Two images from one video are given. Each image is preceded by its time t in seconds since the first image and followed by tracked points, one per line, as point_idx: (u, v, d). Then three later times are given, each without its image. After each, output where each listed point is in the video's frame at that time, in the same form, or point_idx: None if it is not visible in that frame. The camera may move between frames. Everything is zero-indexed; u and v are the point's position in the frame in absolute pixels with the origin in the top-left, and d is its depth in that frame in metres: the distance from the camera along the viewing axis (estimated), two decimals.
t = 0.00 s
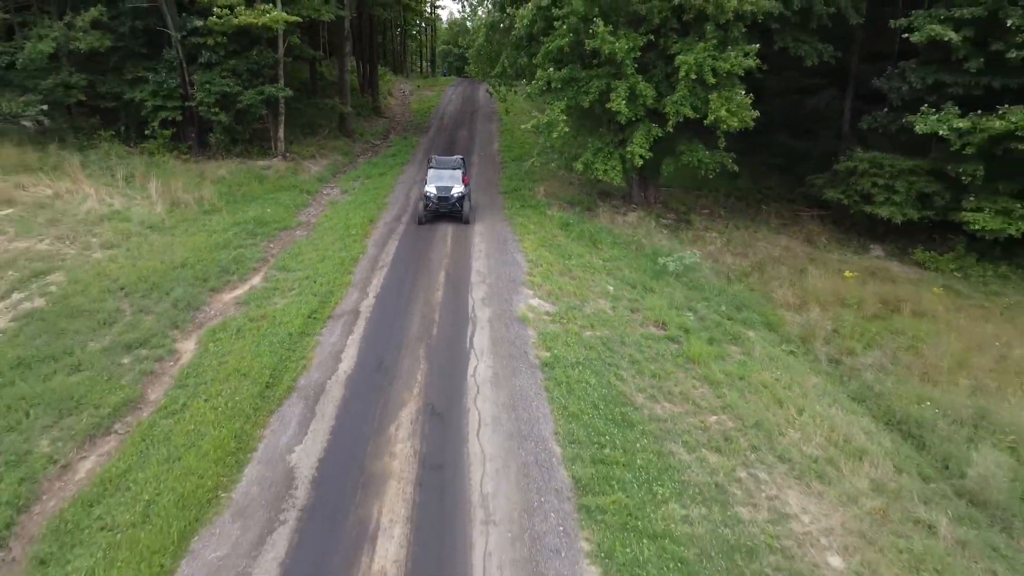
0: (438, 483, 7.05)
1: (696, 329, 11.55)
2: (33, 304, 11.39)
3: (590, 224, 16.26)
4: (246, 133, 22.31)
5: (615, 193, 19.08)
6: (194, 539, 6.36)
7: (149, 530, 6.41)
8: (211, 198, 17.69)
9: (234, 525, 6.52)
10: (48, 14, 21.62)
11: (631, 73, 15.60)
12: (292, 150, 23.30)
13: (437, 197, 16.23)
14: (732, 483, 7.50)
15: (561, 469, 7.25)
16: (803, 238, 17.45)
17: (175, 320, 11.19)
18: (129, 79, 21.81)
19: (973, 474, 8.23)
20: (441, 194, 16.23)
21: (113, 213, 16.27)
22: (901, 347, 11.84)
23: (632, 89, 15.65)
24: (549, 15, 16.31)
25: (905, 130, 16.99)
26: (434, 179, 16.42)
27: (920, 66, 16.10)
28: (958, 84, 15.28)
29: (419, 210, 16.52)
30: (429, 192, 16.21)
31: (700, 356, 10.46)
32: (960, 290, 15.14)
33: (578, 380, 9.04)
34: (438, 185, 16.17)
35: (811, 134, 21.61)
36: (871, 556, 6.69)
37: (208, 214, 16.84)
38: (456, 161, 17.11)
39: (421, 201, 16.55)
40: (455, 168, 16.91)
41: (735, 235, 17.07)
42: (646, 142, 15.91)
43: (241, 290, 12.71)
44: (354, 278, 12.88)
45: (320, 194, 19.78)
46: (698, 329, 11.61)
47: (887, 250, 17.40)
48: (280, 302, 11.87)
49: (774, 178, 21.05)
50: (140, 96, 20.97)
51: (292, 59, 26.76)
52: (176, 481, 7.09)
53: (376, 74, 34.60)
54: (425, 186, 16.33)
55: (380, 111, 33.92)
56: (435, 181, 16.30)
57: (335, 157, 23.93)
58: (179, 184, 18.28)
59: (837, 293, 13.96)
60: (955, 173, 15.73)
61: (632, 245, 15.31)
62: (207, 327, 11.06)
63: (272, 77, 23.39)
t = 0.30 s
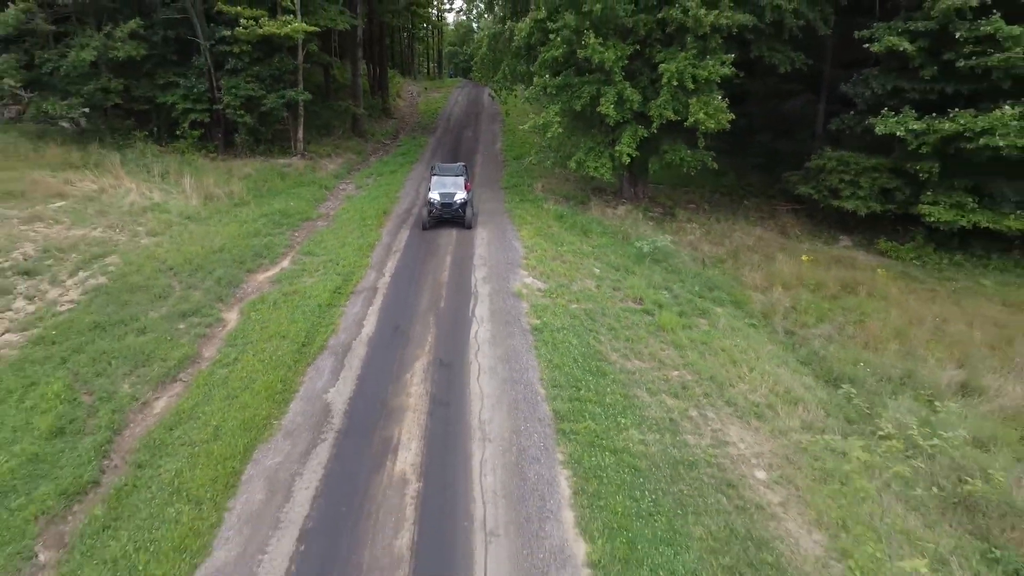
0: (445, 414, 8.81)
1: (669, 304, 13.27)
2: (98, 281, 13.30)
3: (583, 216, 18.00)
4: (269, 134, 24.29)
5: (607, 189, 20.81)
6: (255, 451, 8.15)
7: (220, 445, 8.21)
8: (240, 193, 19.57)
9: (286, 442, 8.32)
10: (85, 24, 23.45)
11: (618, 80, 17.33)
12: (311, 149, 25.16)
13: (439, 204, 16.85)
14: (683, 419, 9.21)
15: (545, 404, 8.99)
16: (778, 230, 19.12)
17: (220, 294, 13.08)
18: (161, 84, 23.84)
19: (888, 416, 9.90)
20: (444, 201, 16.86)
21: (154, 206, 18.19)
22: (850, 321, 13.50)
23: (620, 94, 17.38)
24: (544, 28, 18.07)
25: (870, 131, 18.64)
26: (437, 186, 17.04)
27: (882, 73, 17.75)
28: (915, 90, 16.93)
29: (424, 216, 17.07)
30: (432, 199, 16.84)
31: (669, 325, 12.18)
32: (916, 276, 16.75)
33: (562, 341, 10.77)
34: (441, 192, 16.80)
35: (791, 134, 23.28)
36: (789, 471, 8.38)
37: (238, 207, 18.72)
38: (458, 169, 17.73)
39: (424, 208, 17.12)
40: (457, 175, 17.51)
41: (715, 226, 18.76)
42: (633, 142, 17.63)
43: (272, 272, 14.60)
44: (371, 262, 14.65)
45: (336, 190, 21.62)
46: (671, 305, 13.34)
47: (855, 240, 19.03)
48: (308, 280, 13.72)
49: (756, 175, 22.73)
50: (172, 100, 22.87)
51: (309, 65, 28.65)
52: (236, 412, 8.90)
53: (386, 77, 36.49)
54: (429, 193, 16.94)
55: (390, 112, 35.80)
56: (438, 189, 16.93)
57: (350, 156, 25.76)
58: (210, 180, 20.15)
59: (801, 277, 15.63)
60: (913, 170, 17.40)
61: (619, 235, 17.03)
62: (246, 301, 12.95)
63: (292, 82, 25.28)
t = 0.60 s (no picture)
0: (454, 368, 10.60)
1: (652, 285, 14.99)
2: (150, 263, 15.21)
3: (580, 210, 19.74)
4: (291, 134, 26.54)
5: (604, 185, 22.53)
6: (299, 394, 9.98)
7: (270, 389, 10.03)
8: (268, 188, 21.47)
9: (323, 388, 10.13)
10: (122, 33, 25.35)
11: (612, 85, 19.06)
12: (329, 148, 27.06)
13: (445, 210, 17.39)
14: (655, 374, 10.94)
15: (537, 360, 10.77)
16: (760, 222, 20.74)
17: (258, 275, 14.97)
18: (192, 88, 25.94)
19: (832, 375, 11.58)
20: (449, 207, 17.40)
21: (190, 199, 20.11)
22: (814, 301, 15.15)
23: (613, 98, 19.10)
24: (544, 38, 19.80)
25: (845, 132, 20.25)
26: (443, 193, 17.57)
27: (854, 79, 19.37)
28: (883, 94, 18.56)
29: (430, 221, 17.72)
30: (438, 205, 17.37)
31: (651, 302, 13.88)
32: (883, 264, 18.34)
33: (554, 313, 12.52)
34: (447, 198, 17.32)
35: (777, 135, 24.91)
36: (738, 413, 10.07)
37: (266, 201, 20.62)
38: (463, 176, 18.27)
39: (431, 213, 17.67)
40: (462, 182, 18.06)
41: (701, 219, 20.43)
42: (625, 142, 19.35)
43: (301, 257, 16.49)
44: (388, 250, 16.45)
45: (353, 186, 23.47)
46: (655, 285, 15.05)
47: (831, 232, 20.63)
48: (333, 263, 15.57)
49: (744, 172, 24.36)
50: (205, 104, 24.96)
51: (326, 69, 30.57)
52: (281, 366, 10.71)
53: (397, 79, 38.37)
54: (435, 200, 17.47)
55: (402, 113, 37.68)
56: (444, 196, 17.46)
57: (365, 155, 27.62)
58: (239, 176, 22.06)
59: (775, 263, 17.28)
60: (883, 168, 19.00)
61: (612, 226, 18.75)
62: (280, 281, 14.83)
63: (312, 86, 27.19)
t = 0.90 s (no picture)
0: (463, 336, 12.40)
1: (640, 270, 16.72)
2: (193, 250, 17.12)
3: (578, 205, 21.49)
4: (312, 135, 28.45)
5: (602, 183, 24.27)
6: (333, 355, 11.84)
7: (308, 351, 11.90)
8: (292, 185, 23.37)
9: (353, 352, 11.98)
10: (155, 41, 27.37)
11: (608, 90, 20.78)
12: (346, 148, 28.96)
13: (452, 216, 17.91)
14: (636, 343, 12.70)
15: (534, 330, 12.57)
16: (746, 216, 22.39)
17: (288, 261, 16.84)
18: (220, 92, 27.98)
19: (792, 346, 13.26)
20: (455, 213, 17.94)
21: (223, 194, 22.07)
22: (787, 285, 16.81)
23: (609, 102, 20.82)
24: (545, 47, 21.55)
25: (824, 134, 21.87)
26: (449, 199, 18.12)
27: (831, 84, 20.99)
28: (857, 98, 20.17)
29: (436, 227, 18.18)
30: (445, 211, 17.93)
31: (638, 285, 15.61)
32: (857, 254, 19.94)
33: (550, 293, 14.29)
34: (453, 204, 17.87)
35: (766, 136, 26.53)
36: (704, 373, 11.80)
37: (290, 196, 22.52)
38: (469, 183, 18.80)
39: (437, 219, 18.21)
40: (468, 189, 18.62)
41: (691, 213, 22.10)
42: (620, 142, 21.07)
43: (325, 246, 18.36)
44: (403, 241, 18.25)
45: (369, 183, 25.33)
46: (643, 270, 16.78)
47: (812, 226, 22.25)
48: (355, 250, 17.42)
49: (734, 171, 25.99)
50: (234, 107, 26.91)
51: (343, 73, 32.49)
52: (315, 333, 12.57)
53: (409, 82, 40.25)
54: (442, 206, 18.01)
55: (413, 115, 39.56)
56: (450, 202, 18.00)
57: (380, 154, 29.49)
58: (265, 174, 23.98)
59: (755, 253, 18.95)
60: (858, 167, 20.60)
61: (607, 219, 20.47)
62: (309, 266, 16.71)
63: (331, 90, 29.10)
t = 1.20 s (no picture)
0: (471, 313, 14.20)
1: (632, 258, 18.46)
2: (229, 239, 19.05)
3: (578, 201, 23.26)
4: (330, 136, 30.43)
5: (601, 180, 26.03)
6: (360, 328, 13.70)
7: (338, 324, 13.75)
8: (314, 182, 25.28)
9: (376, 325, 13.81)
10: (186, 48, 29.43)
11: (606, 95, 22.49)
12: (362, 148, 30.88)
13: (458, 222, 18.48)
14: (623, 319, 14.47)
15: (534, 307, 14.41)
16: (735, 211, 24.03)
17: (315, 249, 18.74)
18: (246, 96, 30.07)
19: (763, 324, 14.97)
20: (462, 220, 18.50)
21: (251, 191, 24.01)
22: (765, 272, 18.49)
23: (607, 105, 22.53)
24: (548, 55, 23.32)
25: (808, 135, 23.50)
26: (456, 206, 18.66)
27: (813, 89, 22.63)
28: (837, 102, 21.79)
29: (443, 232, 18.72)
30: (452, 218, 18.47)
31: (629, 271, 17.35)
32: (836, 246, 21.54)
33: (548, 277, 16.08)
34: (460, 212, 18.41)
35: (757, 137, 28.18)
36: (682, 345, 13.52)
37: (312, 193, 24.44)
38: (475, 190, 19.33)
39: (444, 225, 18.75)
40: (474, 197, 19.16)
41: (683, 209, 23.79)
42: (617, 142, 22.78)
43: (346, 237, 20.27)
44: (416, 233, 20.08)
45: (385, 181, 27.20)
46: (635, 258, 18.52)
47: (796, 220, 23.87)
48: (374, 240, 19.30)
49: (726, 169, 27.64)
50: (259, 110, 29.09)
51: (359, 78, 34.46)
52: (343, 310, 14.43)
53: (420, 85, 42.14)
54: (449, 213, 18.55)
55: (424, 116, 41.46)
56: (457, 209, 18.54)
57: (394, 154, 31.39)
58: (289, 172, 25.92)
59: (739, 244, 20.62)
60: (838, 166, 22.21)
61: (605, 213, 22.22)
62: (333, 254, 18.62)
63: (349, 93, 31.02)
